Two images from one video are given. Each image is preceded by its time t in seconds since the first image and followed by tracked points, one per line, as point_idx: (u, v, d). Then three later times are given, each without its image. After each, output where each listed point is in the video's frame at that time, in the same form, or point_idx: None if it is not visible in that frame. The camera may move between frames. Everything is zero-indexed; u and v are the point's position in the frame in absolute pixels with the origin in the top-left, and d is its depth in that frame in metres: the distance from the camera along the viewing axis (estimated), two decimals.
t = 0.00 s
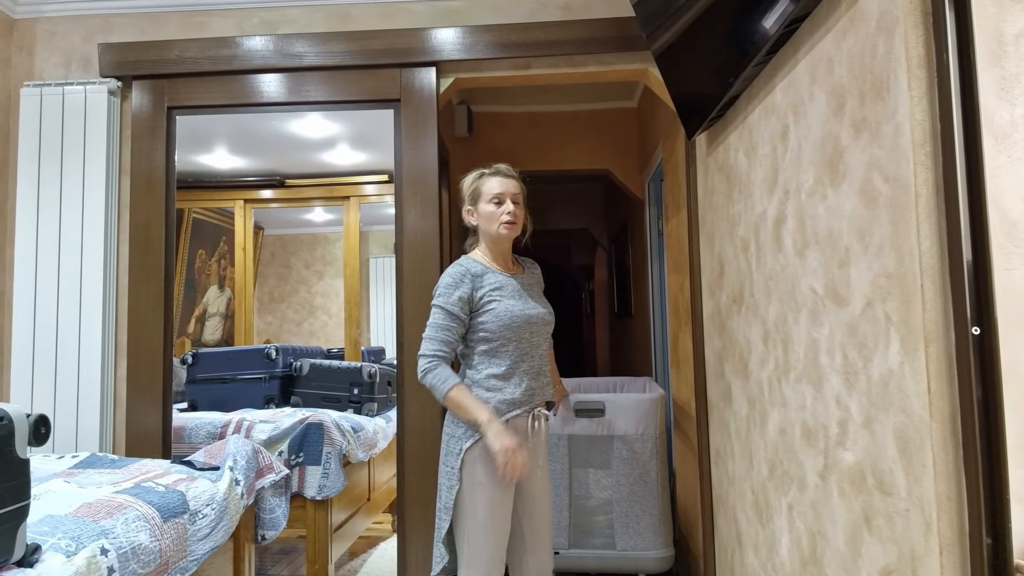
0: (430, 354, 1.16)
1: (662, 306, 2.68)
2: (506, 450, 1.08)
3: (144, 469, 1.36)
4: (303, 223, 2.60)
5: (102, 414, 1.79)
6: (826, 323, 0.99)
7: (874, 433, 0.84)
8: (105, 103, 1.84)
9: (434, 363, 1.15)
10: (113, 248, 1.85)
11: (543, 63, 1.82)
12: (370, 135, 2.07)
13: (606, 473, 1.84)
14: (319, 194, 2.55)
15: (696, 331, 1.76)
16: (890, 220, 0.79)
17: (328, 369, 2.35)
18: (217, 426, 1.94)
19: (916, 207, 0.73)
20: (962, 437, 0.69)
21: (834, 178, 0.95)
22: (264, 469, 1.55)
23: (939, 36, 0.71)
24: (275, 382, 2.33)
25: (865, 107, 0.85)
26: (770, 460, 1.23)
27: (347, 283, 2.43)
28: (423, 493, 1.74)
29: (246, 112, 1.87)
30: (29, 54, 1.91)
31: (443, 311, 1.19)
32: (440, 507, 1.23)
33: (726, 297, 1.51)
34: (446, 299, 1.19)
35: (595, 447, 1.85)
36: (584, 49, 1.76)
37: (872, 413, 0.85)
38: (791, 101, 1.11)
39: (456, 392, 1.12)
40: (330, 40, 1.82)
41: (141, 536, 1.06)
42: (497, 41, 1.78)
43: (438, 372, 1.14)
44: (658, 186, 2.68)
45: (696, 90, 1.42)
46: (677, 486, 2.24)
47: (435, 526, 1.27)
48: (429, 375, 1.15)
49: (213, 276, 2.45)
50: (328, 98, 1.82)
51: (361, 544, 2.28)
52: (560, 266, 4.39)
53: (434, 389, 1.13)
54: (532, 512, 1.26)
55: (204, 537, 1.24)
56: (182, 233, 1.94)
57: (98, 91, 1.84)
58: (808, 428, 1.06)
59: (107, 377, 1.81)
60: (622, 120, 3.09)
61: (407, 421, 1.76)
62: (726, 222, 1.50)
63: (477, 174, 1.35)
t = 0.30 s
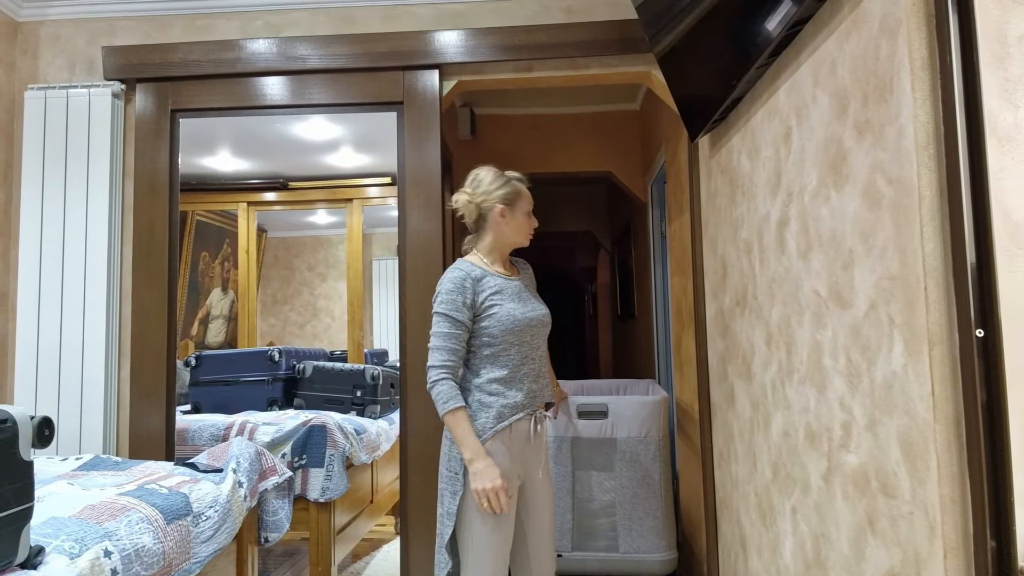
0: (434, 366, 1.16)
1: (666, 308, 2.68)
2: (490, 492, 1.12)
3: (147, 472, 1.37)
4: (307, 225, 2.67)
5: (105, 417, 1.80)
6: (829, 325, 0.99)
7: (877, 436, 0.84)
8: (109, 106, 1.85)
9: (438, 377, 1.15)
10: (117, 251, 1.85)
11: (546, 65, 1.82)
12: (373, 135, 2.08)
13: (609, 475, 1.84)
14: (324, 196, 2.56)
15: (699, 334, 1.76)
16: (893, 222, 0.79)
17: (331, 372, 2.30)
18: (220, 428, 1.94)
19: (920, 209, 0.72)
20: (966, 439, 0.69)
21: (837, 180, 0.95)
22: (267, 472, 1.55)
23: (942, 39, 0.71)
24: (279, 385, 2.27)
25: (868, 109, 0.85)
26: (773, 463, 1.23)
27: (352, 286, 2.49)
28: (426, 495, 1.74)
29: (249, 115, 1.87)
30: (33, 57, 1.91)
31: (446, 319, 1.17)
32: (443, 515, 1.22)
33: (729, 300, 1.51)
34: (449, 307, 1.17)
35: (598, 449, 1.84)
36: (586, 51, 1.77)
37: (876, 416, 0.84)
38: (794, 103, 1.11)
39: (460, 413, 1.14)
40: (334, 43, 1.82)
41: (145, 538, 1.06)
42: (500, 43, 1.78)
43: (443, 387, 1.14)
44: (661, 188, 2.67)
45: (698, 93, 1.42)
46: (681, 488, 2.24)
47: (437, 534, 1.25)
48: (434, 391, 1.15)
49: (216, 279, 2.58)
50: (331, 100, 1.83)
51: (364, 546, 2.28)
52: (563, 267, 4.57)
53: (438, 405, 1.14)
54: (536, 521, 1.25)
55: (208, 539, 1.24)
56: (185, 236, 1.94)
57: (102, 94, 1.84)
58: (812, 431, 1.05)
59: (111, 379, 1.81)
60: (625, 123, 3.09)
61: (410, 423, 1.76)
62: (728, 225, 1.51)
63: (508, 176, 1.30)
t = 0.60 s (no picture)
0: (453, 367, 1.13)
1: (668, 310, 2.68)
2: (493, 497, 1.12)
3: (151, 472, 1.37)
4: (310, 226, 2.71)
5: (108, 418, 1.80)
6: (832, 327, 0.98)
7: (881, 437, 0.84)
8: (112, 107, 1.85)
9: (458, 379, 1.13)
10: (120, 253, 1.86)
11: (549, 67, 1.82)
12: (375, 137, 2.08)
13: (612, 477, 1.83)
14: (327, 197, 2.56)
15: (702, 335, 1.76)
16: (896, 224, 0.79)
17: (335, 374, 2.32)
18: (223, 429, 1.94)
19: (923, 210, 0.73)
20: (970, 442, 0.69)
21: (840, 181, 0.95)
22: (270, 473, 1.56)
23: (946, 39, 0.71)
24: (282, 386, 2.28)
25: (872, 110, 0.85)
26: (777, 464, 1.23)
27: (354, 286, 2.48)
28: (429, 496, 1.74)
29: (252, 116, 1.88)
30: (37, 59, 1.92)
31: (467, 320, 1.15)
32: (445, 521, 1.20)
33: (732, 301, 1.51)
34: (471, 308, 1.15)
35: (601, 451, 1.84)
36: (589, 52, 1.77)
37: (879, 417, 0.84)
38: (797, 105, 1.11)
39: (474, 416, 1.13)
40: (337, 45, 1.82)
41: (147, 539, 1.06)
42: (503, 44, 1.78)
43: (463, 389, 1.12)
44: (664, 188, 2.67)
45: (701, 94, 1.42)
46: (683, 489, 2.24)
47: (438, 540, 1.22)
48: (453, 392, 1.12)
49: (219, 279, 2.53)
50: (334, 102, 1.83)
51: (366, 547, 2.29)
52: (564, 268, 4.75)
53: (458, 408, 1.12)
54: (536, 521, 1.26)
55: (210, 540, 1.24)
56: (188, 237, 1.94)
57: (106, 96, 1.85)
58: (815, 432, 1.05)
59: (114, 382, 1.81)
60: (629, 124, 3.08)
61: (413, 424, 1.76)
62: (731, 226, 1.50)
63: (528, 183, 1.29)
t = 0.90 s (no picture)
0: (477, 362, 1.11)
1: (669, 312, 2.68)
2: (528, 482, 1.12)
3: (152, 474, 1.37)
4: (311, 228, 2.71)
5: (109, 420, 1.80)
6: (833, 327, 0.98)
7: (882, 438, 0.84)
8: (114, 109, 1.85)
9: (483, 371, 1.11)
10: (121, 254, 1.86)
11: (550, 68, 1.82)
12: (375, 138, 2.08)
13: (614, 479, 1.83)
14: (328, 199, 2.59)
15: (703, 336, 1.76)
16: (897, 225, 0.79)
17: (335, 374, 2.34)
18: (224, 430, 1.94)
19: (925, 212, 0.73)
20: (972, 443, 0.68)
21: (841, 182, 0.95)
22: (271, 474, 1.55)
23: (947, 40, 0.71)
24: (283, 388, 2.28)
25: (873, 111, 0.85)
26: (778, 465, 1.23)
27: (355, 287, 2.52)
28: (431, 497, 1.74)
29: (254, 118, 1.88)
30: (39, 60, 1.92)
31: (490, 316, 1.14)
32: (447, 520, 1.20)
33: (733, 302, 1.51)
34: (494, 302, 1.15)
35: (602, 452, 1.84)
36: (592, 53, 1.77)
37: (880, 418, 0.84)
38: (798, 105, 1.11)
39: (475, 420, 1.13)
40: (338, 46, 1.83)
41: (148, 540, 1.06)
42: (504, 46, 1.78)
43: (488, 382, 1.11)
44: (665, 190, 2.68)
45: (702, 95, 1.42)
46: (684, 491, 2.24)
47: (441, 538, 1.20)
48: (478, 387, 1.10)
49: (219, 281, 2.56)
50: (335, 103, 1.83)
51: (367, 548, 2.29)
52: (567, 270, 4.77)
53: (485, 402, 1.10)
54: (534, 523, 1.28)
55: (211, 541, 1.24)
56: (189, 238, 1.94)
57: (107, 97, 1.85)
58: (816, 432, 1.05)
59: (115, 384, 1.81)
60: (630, 126, 3.08)
61: (414, 426, 1.76)
62: (733, 227, 1.50)
63: (547, 188, 1.29)
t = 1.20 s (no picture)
0: (484, 353, 1.12)
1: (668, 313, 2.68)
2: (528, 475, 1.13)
3: (151, 475, 1.37)
4: (310, 229, 2.70)
5: (108, 421, 1.80)
6: (833, 329, 0.98)
7: (882, 439, 0.84)
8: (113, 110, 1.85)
9: (489, 363, 1.11)
10: (121, 255, 1.86)
11: (550, 69, 1.82)
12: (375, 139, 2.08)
13: (613, 479, 1.83)
14: (327, 199, 2.59)
15: (703, 338, 1.76)
16: (897, 226, 0.79)
17: (334, 375, 2.33)
18: (223, 431, 1.94)
19: (924, 213, 0.72)
20: (971, 444, 0.68)
21: (841, 184, 0.95)
22: (270, 475, 1.55)
23: (946, 41, 0.71)
24: (282, 389, 2.27)
25: (872, 113, 0.85)
26: (778, 466, 1.23)
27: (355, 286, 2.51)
28: (431, 498, 1.74)
29: (254, 119, 1.88)
30: (38, 61, 1.92)
31: (500, 308, 1.14)
32: (454, 512, 1.19)
33: (733, 303, 1.50)
34: (505, 296, 1.15)
35: (602, 453, 1.84)
36: (592, 54, 1.77)
37: (880, 419, 0.84)
38: (798, 107, 1.11)
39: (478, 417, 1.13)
40: (338, 47, 1.83)
41: (148, 541, 1.06)
42: (504, 46, 1.78)
43: (494, 374, 1.11)
44: (664, 191, 2.68)
45: (702, 96, 1.42)
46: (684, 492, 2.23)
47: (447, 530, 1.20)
48: (483, 377, 1.11)
49: (220, 282, 2.60)
50: (334, 104, 1.83)
51: (366, 550, 2.29)
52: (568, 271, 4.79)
53: (489, 392, 1.10)
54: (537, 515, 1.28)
55: (211, 542, 1.24)
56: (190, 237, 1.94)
57: (107, 98, 1.85)
58: (816, 434, 1.05)
59: (114, 385, 1.81)
60: (630, 127, 3.08)
61: (413, 426, 1.76)
62: (732, 229, 1.50)
63: (567, 193, 1.30)
